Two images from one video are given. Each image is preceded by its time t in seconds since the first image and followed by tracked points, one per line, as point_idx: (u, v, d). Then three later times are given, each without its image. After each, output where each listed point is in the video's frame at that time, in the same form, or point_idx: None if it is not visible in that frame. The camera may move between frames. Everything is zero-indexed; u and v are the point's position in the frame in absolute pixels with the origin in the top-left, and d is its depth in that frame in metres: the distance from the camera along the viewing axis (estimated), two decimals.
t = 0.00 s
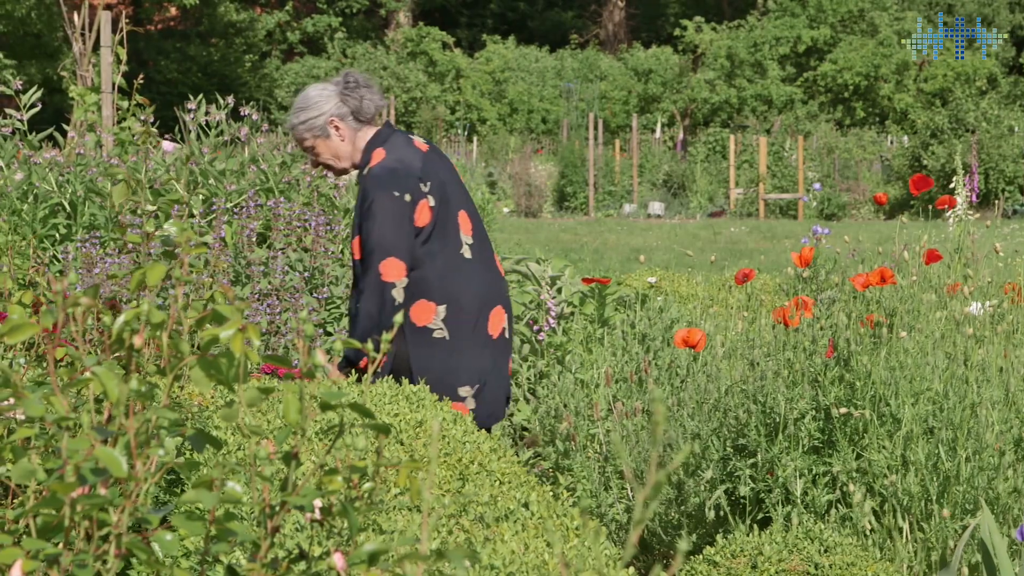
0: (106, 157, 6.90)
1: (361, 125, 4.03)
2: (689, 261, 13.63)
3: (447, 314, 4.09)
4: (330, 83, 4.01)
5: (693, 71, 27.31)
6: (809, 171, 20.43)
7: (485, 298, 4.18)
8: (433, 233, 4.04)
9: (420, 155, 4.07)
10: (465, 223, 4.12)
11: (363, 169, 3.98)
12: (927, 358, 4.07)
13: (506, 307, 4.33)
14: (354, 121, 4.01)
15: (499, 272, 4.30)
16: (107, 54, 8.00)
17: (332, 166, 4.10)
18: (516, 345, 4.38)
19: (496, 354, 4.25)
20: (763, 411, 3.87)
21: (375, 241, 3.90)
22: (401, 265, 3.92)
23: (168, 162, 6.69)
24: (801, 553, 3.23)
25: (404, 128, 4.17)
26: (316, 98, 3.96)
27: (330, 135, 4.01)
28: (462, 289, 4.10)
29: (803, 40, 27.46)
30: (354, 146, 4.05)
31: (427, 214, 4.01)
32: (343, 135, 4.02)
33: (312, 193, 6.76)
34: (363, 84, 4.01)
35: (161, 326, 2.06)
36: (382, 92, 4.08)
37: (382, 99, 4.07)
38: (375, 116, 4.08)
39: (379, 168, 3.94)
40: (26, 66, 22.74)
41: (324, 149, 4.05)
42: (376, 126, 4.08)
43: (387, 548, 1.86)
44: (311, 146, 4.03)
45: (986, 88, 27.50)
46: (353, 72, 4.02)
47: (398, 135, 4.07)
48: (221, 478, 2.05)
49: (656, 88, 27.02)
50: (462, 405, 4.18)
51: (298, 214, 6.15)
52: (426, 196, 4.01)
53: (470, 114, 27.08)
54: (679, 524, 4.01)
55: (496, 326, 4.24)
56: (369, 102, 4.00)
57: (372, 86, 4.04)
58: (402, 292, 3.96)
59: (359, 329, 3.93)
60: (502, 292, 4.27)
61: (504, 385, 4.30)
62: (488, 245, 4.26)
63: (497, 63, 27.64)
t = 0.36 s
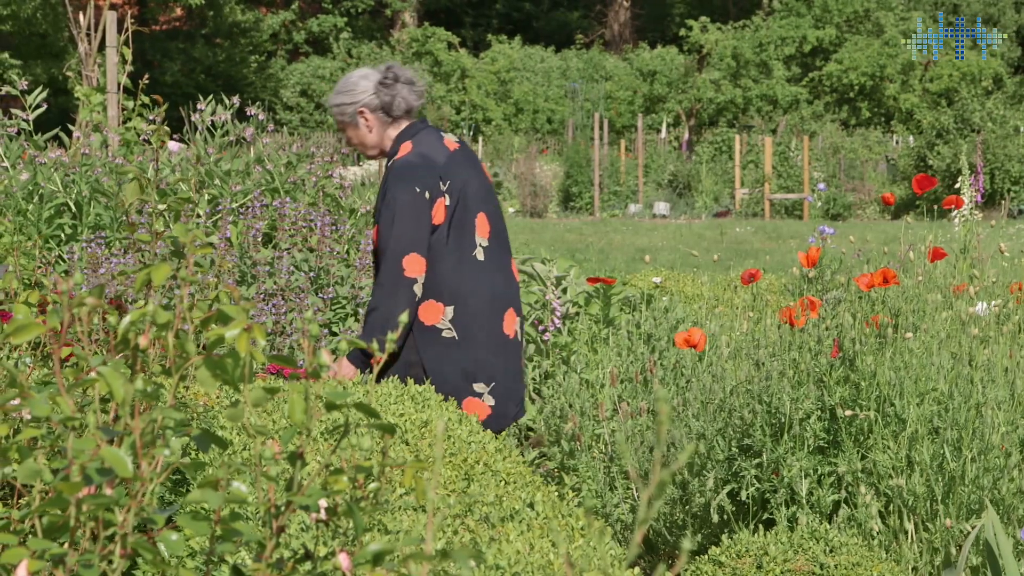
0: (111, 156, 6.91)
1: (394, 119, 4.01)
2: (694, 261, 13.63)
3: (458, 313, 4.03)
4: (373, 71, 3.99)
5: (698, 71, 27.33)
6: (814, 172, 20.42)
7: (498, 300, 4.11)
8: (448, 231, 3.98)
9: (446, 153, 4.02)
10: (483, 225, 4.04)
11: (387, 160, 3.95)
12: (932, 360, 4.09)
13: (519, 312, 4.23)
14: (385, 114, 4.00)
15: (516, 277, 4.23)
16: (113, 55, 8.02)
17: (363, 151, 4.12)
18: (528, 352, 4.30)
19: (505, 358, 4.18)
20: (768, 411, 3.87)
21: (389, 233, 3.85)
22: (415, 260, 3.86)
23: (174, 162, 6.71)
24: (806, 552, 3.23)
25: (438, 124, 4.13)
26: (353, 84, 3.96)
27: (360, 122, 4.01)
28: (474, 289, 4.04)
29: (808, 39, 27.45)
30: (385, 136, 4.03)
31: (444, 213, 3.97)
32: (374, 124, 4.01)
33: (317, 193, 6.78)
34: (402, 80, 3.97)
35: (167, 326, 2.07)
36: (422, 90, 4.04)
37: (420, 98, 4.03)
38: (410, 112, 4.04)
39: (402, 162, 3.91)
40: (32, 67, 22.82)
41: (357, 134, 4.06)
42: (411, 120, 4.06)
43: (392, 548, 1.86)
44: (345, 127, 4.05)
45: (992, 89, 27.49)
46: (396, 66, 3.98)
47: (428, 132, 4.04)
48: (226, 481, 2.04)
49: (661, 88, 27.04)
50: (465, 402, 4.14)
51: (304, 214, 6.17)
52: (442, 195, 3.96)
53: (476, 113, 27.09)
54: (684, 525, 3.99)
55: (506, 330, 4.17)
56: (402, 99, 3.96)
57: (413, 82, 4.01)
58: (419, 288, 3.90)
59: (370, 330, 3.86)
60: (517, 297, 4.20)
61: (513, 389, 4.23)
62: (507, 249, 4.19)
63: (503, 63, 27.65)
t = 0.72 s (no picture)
0: (114, 156, 6.92)
1: (409, 115, 4.02)
2: (697, 262, 13.64)
3: (447, 312, 3.98)
4: (397, 66, 4.01)
5: (701, 72, 27.36)
6: (817, 172, 20.43)
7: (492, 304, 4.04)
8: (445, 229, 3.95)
9: (454, 153, 4.00)
10: (483, 226, 3.99)
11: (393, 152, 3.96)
12: (934, 360, 4.09)
13: (519, 316, 4.15)
14: (401, 109, 4.01)
15: (517, 283, 4.14)
16: (115, 55, 8.02)
17: (381, 142, 4.14)
18: (528, 360, 4.21)
19: (499, 363, 4.10)
20: (770, 412, 3.87)
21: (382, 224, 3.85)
22: (411, 254, 3.84)
23: (177, 162, 6.73)
24: (808, 552, 3.23)
25: (455, 124, 4.12)
26: (376, 75, 3.98)
27: (378, 113, 4.04)
28: (467, 289, 3.98)
29: (811, 40, 27.45)
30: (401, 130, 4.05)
31: (442, 210, 3.94)
32: (391, 118, 4.04)
33: (320, 192, 6.79)
34: (423, 78, 3.99)
35: (169, 326, 2.06)
36: (443, 92, 4.05)
37: (439, 99, 4.04)
38: (428, 111, 4.05)
39: (406, 156, 3.91)
40: (34, 66, 22.85)
41: (377, 124, 4.08)
42: (429, 118, 4.06)
43: (395, 548, 1.86)
44: (367, 116, 4.08)
45: (994, 88, 27.51)
46: (422, 64, 4.00)
47: (439, 131, 4.03)
48: (230, 480, 2.04)
49: (664, 89, 27.07)
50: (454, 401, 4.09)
51: (306, 214, 6.18)
52: (440, 192, 3.93)
53: (478, 114, 27.11)
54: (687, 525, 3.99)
55: (501, 335, 4.09)
56: (418, 97, 3.97)
57: (435, 82, 4.03)
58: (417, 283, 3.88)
59: (374, 326, 3.80)
60: (516, 303, 4.12)
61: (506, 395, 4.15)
62: (510, 255, 4.11)
63: (505, 63, 27.67)
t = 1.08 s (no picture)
0: (114, 157, 6.92)
1: (398, 117, 4.01)
2: (697, 262, 13.68)
3: (426, 314, 3.98)
4: (388, 69, 4.01)
5: (701, 72, 27.37)
6: (817, 172, 20.44)
7: (471, 308, 4.02)
8: (424, 233, 3.92)
9: (436, 157, 3.96)
10: (462, 231, 3.96)
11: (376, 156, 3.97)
12: (935, 360, 4.09)
13: (504, 319, 4.12)
14: (390, 112, 4.00)
15: (501, 286, 4.10)
16: (116, 54, 8.01)
17: (376, 144, 4.16)
18: (515, 362, 4.17)
19: (480, 366, 4.08)
20: (770, 412, 3.87)
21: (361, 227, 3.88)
22: (397, 257, 3.85)
23: (178, 162, 6.73)
24: (808, 553, 3.23)
25: (445, 128, 4.08)
26: (367, 80, 4.00)
27: (368, 117, 4.05)
28: (446, 292, 3.97)
29: (811, 41, 27.42)
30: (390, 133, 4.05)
31: (419, 215, 3.91)
32: (381, 120, 4.04)
33: (320, 192, 6.80)
34: (412, 80, 3.97)
35: (169, 326, 2.06)
36: (432, 94, 4.03)
37: (428, 100, 4.02)
38: (418, 113, 4.04)
39: (384, 160, 3.91)
40: (35, 66, 22.87)
41: (369, 127, 4.09)
42: (419, 120, 4.04)
43: (396, 547, 1.86)
44: (360, 119, 4.10)
45: (994, 89, 27.59)
46: (411, 66, 3.99)
47: (424, 135, 4.00)
48: (231, 481, 2.04)
49: (664, 89, 27.12)
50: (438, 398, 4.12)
51: (307, 214, 6.18)
52: (416, 197, 3.91)
53: (479, 114, 27.13)
54: (688, 525, 3.99)
55: (483, 338, 4.07)
56: (405, 99, 3.96)
57: (424, 85, 4.01)
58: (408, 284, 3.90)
59: (375, 325, 3.83)
60: (499, 307, 4.08)
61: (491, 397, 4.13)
62: (493, 258, 4.07)
63: (505, 64, 27.67)
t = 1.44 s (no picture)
0: (114, 156, 6.91)
1: (375, 120, 4.01)
2: (698, 262, 13.69)
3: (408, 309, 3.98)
4: (364, 74, 4.03)
5: (701, 72, 27.37)
6: (817, 171, 20.43)
7: (451, 302, 4.03)
8: (404, 232, 3.93)
9: (412, 156, 3.97)
10: (440, 227, 3.98)
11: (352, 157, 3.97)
12: (935, 360, 4.10)
13: (485, 313, 4.13)
14: (368, 115, 4.01)
15: (479, 280, 4.11)
16: (116, 54, 8.00)
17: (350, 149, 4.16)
18: (495, 354, 4.18)
19: (462, 359, 4.10)
20: (770, 412, 3.87)
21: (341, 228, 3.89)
22: (378, 256, 3.86)
23: (177, 163, 6.73)
24: (808, 553, 3.23)
25: (419, 129, 4.09)
26: (343, 84, 4.01)
27: (344, 120, 4.05)
28: (425, 289, 3.98)
29: (811, 41, 27.41)
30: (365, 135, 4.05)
31: (399, 214, 3.92)
32: (358, 123, 4.03)
33: (319, 193, 6.82)
34: (388, 85, 3.99)
35: (168, 327, 2.06)
36: (408, 97, 4.04)
37: (405, 104, 4.03)
38: (394, 116, 4.05)
39: (360, 163, 3.92)
40: (35, 66, 22.88)
41: (343, 131, 4.09)
42: (393, 122, 4.05)
43: (396, 547, 1.86)
44: (334, 124, 4.10)
45: (993, 88, 27.58)
46: (387, 71, 4.01)
47: (399, 135, 4.01)
48: (230, 481, 2.04)
49: (664, 90, 27.16)
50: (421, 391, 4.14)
51: (307, 214, 6.19)
52: (394, 196, 3.91)
53: (479, 114, 27.14)
54: (688, 525, 3.99)
55: (463, 331, 4.08)
56: (383, 103, 3.97)
57: (400, 88, 4.02)
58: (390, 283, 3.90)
59: (367, 326, 3.86)
60: (478, 300, 4.10)
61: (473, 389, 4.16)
62: (471, 252, 4.08)
63: (505, 64, 27.67)
